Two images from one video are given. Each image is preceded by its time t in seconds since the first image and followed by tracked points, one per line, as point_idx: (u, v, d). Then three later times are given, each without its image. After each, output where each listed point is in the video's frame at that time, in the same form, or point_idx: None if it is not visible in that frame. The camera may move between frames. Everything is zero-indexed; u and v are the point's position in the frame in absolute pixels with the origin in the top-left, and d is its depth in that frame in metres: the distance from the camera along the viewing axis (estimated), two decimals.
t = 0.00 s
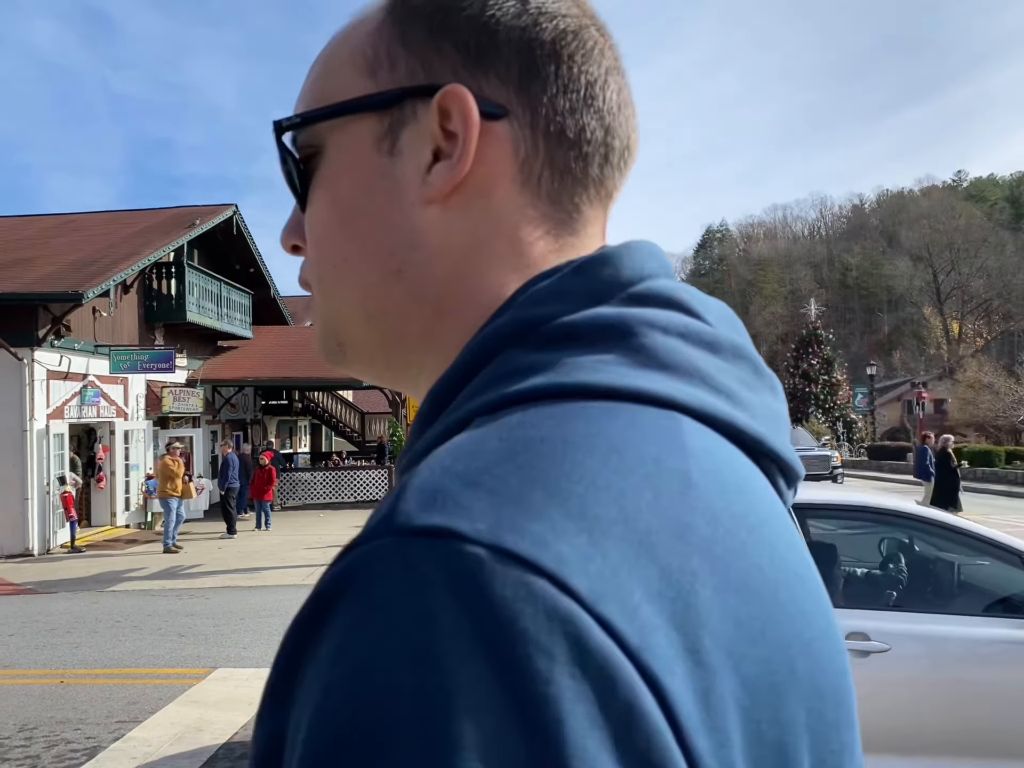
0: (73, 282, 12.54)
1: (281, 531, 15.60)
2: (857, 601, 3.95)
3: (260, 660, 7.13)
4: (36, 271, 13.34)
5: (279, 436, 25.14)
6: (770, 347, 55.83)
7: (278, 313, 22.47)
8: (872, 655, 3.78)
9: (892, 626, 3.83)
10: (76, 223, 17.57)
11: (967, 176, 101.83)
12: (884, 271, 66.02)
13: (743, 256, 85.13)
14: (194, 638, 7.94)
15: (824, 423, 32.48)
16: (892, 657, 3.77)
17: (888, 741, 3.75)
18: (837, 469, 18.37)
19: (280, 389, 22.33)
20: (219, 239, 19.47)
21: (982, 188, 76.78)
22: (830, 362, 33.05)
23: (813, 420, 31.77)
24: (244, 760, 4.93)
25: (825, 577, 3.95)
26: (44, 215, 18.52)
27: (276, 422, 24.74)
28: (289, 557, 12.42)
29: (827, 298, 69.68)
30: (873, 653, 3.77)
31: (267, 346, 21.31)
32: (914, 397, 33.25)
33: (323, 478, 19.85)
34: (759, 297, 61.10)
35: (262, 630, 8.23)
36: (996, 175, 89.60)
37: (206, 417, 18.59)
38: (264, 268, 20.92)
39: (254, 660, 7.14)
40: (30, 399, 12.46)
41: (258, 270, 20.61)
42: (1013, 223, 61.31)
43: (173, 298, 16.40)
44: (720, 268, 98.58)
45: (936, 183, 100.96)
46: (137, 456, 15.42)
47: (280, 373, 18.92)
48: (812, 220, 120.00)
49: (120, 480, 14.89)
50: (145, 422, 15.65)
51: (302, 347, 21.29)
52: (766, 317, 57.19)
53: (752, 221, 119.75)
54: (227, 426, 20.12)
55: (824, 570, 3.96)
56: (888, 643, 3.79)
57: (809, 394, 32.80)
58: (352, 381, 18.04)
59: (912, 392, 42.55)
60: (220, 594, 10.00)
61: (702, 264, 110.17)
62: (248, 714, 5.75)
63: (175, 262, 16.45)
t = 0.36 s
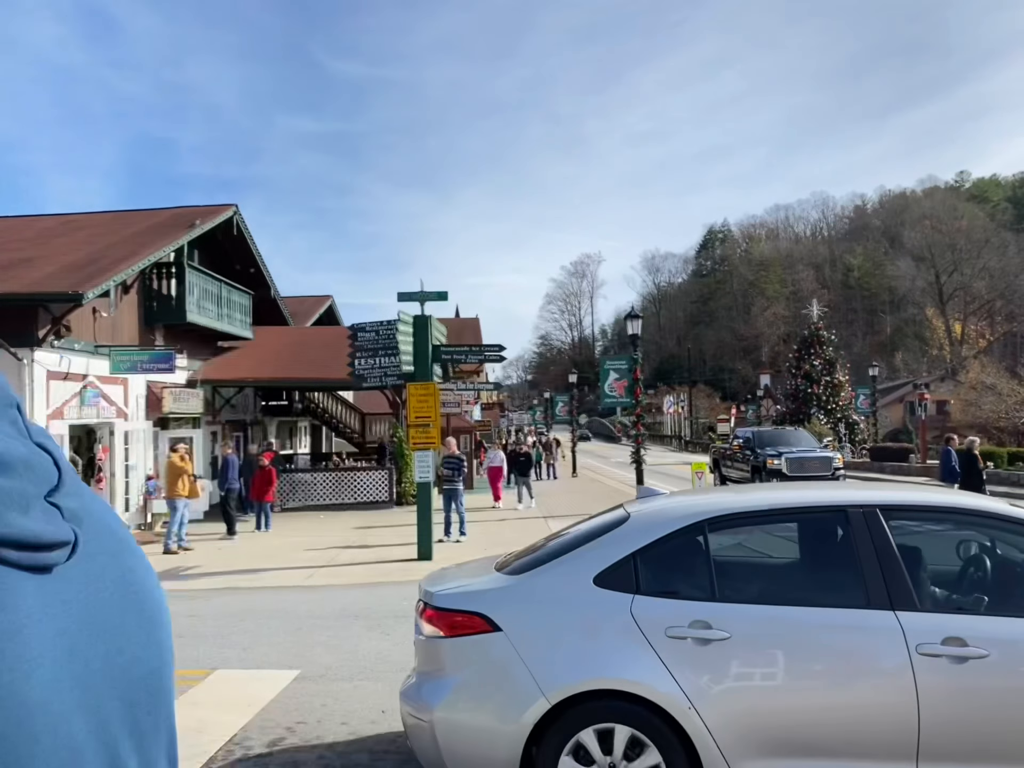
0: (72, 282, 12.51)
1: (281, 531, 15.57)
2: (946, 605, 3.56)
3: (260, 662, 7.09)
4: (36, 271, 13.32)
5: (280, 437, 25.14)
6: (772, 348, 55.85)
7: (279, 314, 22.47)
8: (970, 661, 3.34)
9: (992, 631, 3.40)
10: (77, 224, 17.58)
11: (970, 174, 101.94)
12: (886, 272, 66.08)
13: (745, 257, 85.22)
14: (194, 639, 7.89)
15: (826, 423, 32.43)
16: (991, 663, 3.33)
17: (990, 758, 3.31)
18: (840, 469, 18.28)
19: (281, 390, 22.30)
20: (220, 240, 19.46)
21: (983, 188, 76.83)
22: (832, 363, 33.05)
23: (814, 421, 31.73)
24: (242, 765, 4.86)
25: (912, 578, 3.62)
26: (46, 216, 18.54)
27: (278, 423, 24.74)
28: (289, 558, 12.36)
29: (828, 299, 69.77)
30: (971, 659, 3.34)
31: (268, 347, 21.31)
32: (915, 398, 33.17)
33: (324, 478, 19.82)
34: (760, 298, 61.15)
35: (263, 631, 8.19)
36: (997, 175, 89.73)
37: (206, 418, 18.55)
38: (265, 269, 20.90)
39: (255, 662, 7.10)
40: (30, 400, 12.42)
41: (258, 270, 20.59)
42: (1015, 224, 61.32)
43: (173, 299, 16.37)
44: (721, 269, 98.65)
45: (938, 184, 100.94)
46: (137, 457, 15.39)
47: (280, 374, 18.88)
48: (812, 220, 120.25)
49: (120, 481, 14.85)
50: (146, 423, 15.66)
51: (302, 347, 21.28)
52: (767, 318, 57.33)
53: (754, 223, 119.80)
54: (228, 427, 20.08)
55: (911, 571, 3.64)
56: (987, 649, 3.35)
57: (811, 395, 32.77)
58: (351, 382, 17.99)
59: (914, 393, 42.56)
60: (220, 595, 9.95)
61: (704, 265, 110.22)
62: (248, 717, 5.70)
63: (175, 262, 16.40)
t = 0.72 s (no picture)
0: (73, 281, 12.54)
1: (280, 530, 15.61)
2: None
3: (260, 659, 7.14)
4: (36, 270, 13.36)
5: (280, 436, 25.20)
6: (769, 347, 55.91)
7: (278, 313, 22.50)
8: None
9: None
10: (77, 223, 17.61)
11: (968, 174, 101.95)
12: (883, 271, 66.14)
13: (743, 256, 85.26)
14: (193, 637, 7.94)
15: (824, 422, 32.48)
16: None
17: None
18: (838, 468, 18.34)
19: (280, 389, 22.33)
20: (219, 239, 19.49)
21: (981, 188, 76.88)
22: (829, 362, 33.12)
23: (812, 420, 31.78)
24: (243, 761, 4.91)
25: None
26: (46, 215, 18.60)
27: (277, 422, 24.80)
28: (288, 557, 12.40)
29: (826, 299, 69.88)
30: None
31: (268, 345, 21.32)
32: (912, 397, 33.19)
33: (322, 477, 19.88)
34: (758, 297, 61.22)
35: (262, 629, 8.24)
36: (996, 175, 89.80)
37: (206, 416, 18.59)
38: (265, 268, 20.93)
39: (255, 659, 7.15)
40: (30, 399, 12.46)
41: (258, 269, 20.62)
42: (1013, 223, 61.35)
43: (173, 298, 16.42)
44: (719, 268, 98.69)
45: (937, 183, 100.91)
46: (137, 455, 15.43)
47: (279, 373, 18.86)
48: (811, 219, 120.33)
49: (120, 480, 14.91)
50: (145, 421, 15.67)
51: (303, 346, 21.27)
52: (764, 317, 57.45)
53: (753, 222, 119.86)
54: (227, 426, 20.10)
55: None
56: None
57: (809, 394, 32.85)
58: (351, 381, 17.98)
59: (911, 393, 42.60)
60: (219, 593, 10.00)
61: (702, 264, 110.25)
62: (247, 713, 5.75)
63: (175, 261, 16.43)
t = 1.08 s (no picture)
0: (69, 277, 12.51)
1: (278, 527, 15.61)
2: None
3: (257, 656, 7.14)
4: (32, 267, 13.32)
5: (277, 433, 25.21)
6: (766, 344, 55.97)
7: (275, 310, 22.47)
8: None
9: None
10: (74, 219, 17.56)
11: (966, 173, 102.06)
12: (880, 269, 66.20)
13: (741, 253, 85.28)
14: (191, 634, 7.93)
15: (821, 419, 32.55)
16: None
17: None
18: (835, 466, 18.38)
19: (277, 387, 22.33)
20: (216, 236, 19.46)
21: (979, 185, 76.92)
22: (826, 359, 33.18)
23: (809, 417, 31.84)
24: (240, 757, 4.91)
25: None
26: (43, 212, 18.55)
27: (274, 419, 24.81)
28: (285, 554, 12.40)
29: (823, 296, 69.95)
30: None
31: (265, 343, 21.27)
32: (909, 394, 33.24)
33: (320, 474, 19.91)
34: (756, 294, 61.26)
35: (259, 625, 8.24)
36: (994, 173, 89.83)
37: (203, 413, 18.58)
38: (262, 264, 20.89)
39: (252, 656, 7.15)
40: (26, 395, 12.43)
41: (255, 266, 20.58)
42: (1011, 221, 61.40)
43: (170, 294, 16.40)
44: (716, 265, 98.71)
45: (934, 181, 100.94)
46: (133, 452, 15.44)
47: (276, 371, 18.82)
48: (809, 217, 120.39)
49: (117, 476, 14.92)
50: (142, 418, 15.66)
51: (300, 343, 21.25)
52: (761, 314, 57.49)
53: (751, 220, 120.00)
54: (224, 423, 20.07)
55: None
56: None
57: (806, 391, 32.93)
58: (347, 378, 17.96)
59: (908, 390, 42.72)
60: (216, 590, 10.00)
61: (700, 261, 110.24)
62: (244, 710, 5.75)
63: (172, 257, 16.40)
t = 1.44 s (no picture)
0: (63, 272, 12.46)
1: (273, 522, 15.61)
2: None
3: (251, 651, 7.15)
4: (26, 261, 13.27)
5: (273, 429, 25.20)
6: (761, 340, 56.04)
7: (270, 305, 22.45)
8: None
9: None
10: (68, 213, 17.50)
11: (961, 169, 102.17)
12: (875, 264, 66.28)
13: (736, 248, 85.27)
14: (186, 629, 7.94)
15: (816, 415, 32.63)
16: None
17: None
18: (829, 461, 18.44)
19: (272, 382, 22.32)
20: (212, 230, 19.40)
21: (974, 181, 76.95)
22: (821, 355, 33.26)
23: (804, 412, 31.92)
24: (235, 752, 4.92)
25: None
26: (37, 206, 18.47)
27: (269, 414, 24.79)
28: (281, 549, 12.40)
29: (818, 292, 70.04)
30: None
31: (260, 337, 21.25)
32: (904, 390, 33.33)
33: (315, 469, 19.92)
34: (751, 289, 61.29)
35: (253, 621, 8.24)
36: (989, 169, 89.89)
37: (198, 408, 18.57)
38: (257, 259, 20.84)
39: (246, 651, 7.15)
40: (20, 389, 12.40)
41: (250, 261, 20.53)
42: (1005, 217, 61.50)
43: (165, 289, 16.36)
44: (712, 260, 98.73)
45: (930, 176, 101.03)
46: (128, 447, 15.44)
47: (272, 366, 18.82)
48: (806, 213, 120.47)
49: (112, 471, 14.87)
50: (137, 413, 15.65)
51: (296, 338, 21.23)
52: (757, 309, 57.51)
53: (747, 215, 120.02)
54: (220, 418, 20.05)
55: None
56: None
57: (801, 386, 33.03)
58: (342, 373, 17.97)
59: (903, 386, 42.84)
60: (211, 585, 10.00)
61: (695, 256, 110.23)
62: (239, 705, 5.75)
63: (167, 251, 16.36)
